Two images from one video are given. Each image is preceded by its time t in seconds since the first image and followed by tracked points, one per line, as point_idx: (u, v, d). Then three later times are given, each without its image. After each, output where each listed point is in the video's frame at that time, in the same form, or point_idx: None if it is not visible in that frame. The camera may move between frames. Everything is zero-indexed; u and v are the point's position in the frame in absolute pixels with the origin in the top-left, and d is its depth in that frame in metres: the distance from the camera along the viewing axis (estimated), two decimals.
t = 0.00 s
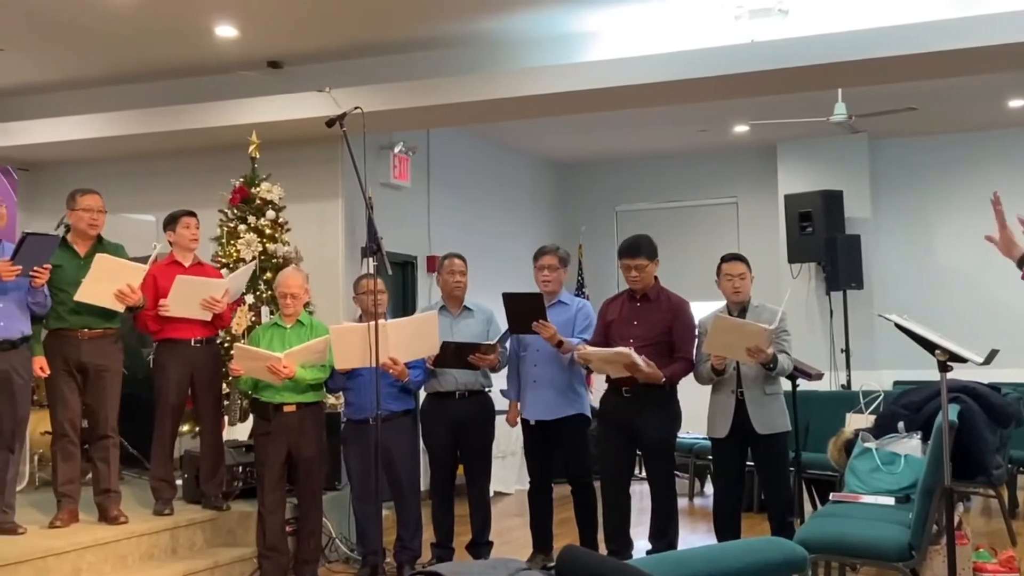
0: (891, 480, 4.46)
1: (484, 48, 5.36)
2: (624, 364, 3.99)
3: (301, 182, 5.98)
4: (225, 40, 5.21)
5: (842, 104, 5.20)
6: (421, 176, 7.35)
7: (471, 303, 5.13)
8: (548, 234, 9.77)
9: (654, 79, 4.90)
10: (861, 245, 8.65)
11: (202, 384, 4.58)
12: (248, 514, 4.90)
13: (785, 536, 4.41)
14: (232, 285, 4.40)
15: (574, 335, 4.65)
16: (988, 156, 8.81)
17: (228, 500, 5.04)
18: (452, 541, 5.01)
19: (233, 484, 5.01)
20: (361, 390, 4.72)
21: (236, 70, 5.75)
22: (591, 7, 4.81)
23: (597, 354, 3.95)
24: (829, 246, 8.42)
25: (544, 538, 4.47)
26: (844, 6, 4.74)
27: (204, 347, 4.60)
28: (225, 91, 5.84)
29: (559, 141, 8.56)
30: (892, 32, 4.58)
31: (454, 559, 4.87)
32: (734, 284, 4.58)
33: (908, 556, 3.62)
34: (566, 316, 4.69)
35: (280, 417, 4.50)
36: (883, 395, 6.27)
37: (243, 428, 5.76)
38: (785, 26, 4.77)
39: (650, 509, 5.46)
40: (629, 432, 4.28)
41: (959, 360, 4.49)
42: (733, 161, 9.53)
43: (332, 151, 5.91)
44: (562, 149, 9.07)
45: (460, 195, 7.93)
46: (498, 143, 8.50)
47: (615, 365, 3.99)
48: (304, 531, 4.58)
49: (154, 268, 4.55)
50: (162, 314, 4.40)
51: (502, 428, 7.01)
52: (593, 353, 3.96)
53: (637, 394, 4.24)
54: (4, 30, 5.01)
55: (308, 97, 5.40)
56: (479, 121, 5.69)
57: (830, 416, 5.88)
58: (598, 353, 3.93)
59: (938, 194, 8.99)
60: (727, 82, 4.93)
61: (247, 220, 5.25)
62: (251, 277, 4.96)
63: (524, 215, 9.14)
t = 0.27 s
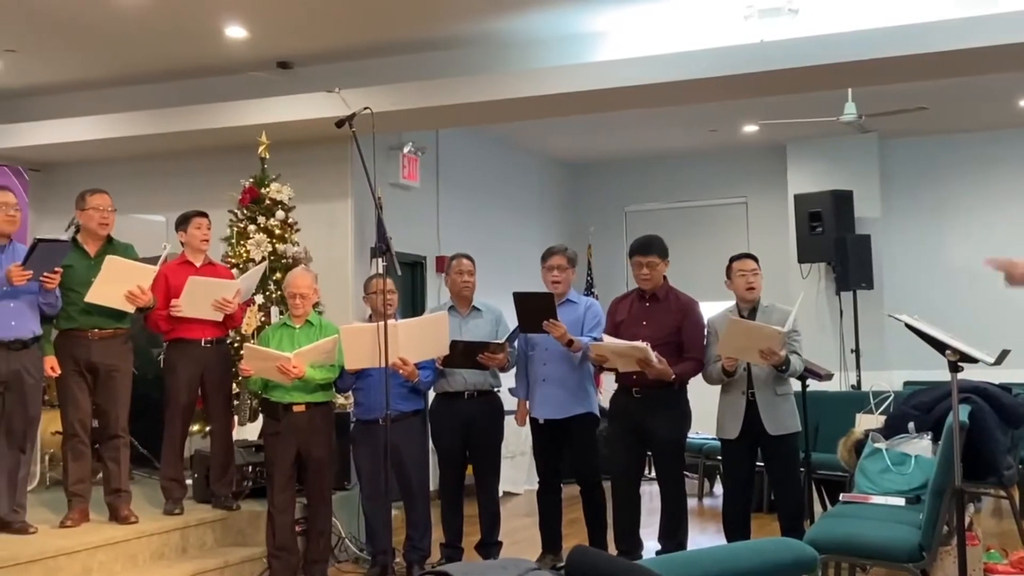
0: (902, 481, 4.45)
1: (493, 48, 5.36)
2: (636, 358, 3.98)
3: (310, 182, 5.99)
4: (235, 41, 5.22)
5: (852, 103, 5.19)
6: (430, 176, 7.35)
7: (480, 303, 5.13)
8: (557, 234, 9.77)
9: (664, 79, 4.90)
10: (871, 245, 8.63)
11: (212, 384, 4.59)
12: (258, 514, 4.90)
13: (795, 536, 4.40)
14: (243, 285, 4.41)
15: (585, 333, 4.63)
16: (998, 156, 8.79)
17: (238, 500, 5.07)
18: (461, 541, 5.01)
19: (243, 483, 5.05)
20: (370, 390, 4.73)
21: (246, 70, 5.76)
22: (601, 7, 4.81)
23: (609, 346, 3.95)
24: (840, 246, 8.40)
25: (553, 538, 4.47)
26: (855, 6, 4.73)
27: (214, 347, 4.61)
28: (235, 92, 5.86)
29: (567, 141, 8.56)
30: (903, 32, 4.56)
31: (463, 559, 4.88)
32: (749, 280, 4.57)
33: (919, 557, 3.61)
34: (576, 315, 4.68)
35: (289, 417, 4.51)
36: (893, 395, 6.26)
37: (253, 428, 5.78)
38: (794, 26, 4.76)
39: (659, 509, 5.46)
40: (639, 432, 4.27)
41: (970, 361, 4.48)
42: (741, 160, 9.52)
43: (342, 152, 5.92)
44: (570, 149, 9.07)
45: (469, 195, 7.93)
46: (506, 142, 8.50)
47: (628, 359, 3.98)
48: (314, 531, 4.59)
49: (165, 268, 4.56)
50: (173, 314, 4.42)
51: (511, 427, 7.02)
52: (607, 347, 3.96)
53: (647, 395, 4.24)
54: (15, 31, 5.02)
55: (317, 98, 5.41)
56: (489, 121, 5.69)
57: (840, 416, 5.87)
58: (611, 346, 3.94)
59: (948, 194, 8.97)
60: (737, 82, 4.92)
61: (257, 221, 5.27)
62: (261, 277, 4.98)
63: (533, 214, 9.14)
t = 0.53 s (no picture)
0: (912, 482, 4.43)
1: (503, 48, 5.36)
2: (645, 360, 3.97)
3: (320, 182, 6.00)
4: (244, 42, 5.23)
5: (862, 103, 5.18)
6: (439, 176, 7.36)
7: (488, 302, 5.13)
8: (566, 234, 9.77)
9: (674, 79, 4.89)
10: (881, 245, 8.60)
11: (222, 383, 4.60)
12: (268, 513, 4.91)
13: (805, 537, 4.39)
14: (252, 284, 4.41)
15: (597, 332, 4.63)
16: (1008, 155, 8.76)
17: (248, 500, 5.06)
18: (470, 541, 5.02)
19: (253, 483, 5.03)
20: (380, 389, 4.74)
21: (255, 71, 5.78)
22: (610, 7, 4.81)
23: (618, 351, 3.94)
24: (849, 246, 8.38)
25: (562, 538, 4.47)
26: (865, 6, 4.72)
27: (223, 346, 4.62)
28: (244, 92, 5.87)
29: (576, 141, 8.56)
30: (915, 31, 4.54)
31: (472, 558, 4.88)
32: (758, 279, 4.56)
33: (929, 558, 3.60)
34: (588, 314, 4.67)
35: (298, 417, 4.51)
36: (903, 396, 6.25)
37: (263, 427, 5.79)
38: (804, 26, 4.76)
39: (669, 509, 5.46)
40: (649, 432, 4.27)
41: (981, 361, 4.47)
42: (750, 160, 9.51)
43: (351, 152, 5.93)
44: (579, 149, 9.06)
45: (478, 195, 7.93)
46: (515, 142, 8.50)
47: (635, 361, 3.97)
48: (323, 530, 4.59)
49: (174, 268, 4.57)
50: (183, 313, 4.43)
51: (521, 427, 7.02)
52: (619, 351, 3.94)
53: (657, 395, 4.24)
54: (27, 32, 5.04)
55: (326, 98, 5.42)
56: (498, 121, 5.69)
57: (850, 416, 5.87)
58: (621, 347, 3.93)
59: (958, 194, 8.94)
60: (747, 81, 4.91)
61: (266, 220, 5.27)
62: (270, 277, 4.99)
63: (542, 214, 9.14)
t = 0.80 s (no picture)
0: (922, 483, 4.43)
1: (513, 49, 5.37)
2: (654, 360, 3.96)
3: (329, 183, 6.01)
4: (255, 42, 5.25)
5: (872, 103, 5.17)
6: (449, 177, 7.37)
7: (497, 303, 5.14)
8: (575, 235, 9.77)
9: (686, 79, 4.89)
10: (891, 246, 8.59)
11: (232, 383, 4.61)
12: (277, 513, 4.92)
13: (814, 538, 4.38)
14: (261, 282, 4.42)
15: (608, 333, 4.64)
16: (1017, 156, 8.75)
17: (257, 499, 5.07)
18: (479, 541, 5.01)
19: (262, 483, 5.04)
20: (389, 389, 4.74)
21: (265, 71, 5.80)
22: (621, 8, 4.81)
23: (626, 350, 3.93)
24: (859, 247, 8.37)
25: (571, 538, 4.47)
26: (877, 6, 4.72)
27: (232, 346, 4.63)
28: (254, 93, 5.89)
29: (585, 142, 8.56)
30: (927, 31, 4.53)
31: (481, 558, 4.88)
32: (766, 280, 4.55)
33: (939, 559, 3.58)
34: (602, 315, 4.68)
35: (308, 417, 4.52)
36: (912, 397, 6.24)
37: (272, 427, 5.80)
38: (813, 26, 4.76)
39: (678, 510, 5.46)
40: (658, 433, 4.26)
41: (992, 362, 4.45)
42: (758, 161, 9.50)
43: (360, 153, 5.94)
44: (588, 150, 9.06)
45: (488, 196, 7.94)
46: (524, 143, 8.51)
47: (645, 362, 3.97)
48: (332, 530, 4.59)
49: (183, 268, 4.59)
50: (193, 312, 4.44)
51: (529, 428, 7.03)
52: (626, 351, 3.94)
53: (667, 395, 4.24)
54: (39, 33, 5.06)
55: (336, 99, 5.43)
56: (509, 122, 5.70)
57: (859, 417, 5.86)
58: (631, 347, 3.92)
59: (967, 195, 8.93)
60: (758, 82, 4.91)
61: (276, 221, 5.29)
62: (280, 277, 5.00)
63: (551, 215, 9.15)
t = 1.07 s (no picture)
0: (930, 485, 4.42)
1: (522, 50, 5.38)
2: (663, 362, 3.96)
3: (338, 183, 6.02)
4: (264, 43, 5.26)
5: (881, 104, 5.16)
6: (457, 177, 7.38)
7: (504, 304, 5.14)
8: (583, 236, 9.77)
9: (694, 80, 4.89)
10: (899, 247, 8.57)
11: (240, 383, 4.63)
12: (285, 514, 4.92)
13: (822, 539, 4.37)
14: (271, 277, 4.42)
15: (619, 334, 4.64)
16: None
17: (265, 500, 5.09)
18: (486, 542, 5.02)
19: (270, 483, 5.07)
20: (397, 389, 4.74)
21: (274, 72, 5.81)
22: (631, 9, 4.81)
23: (636, 350, 3.92)
24: (868, 248, 8.35)
25: (579, 539, 4.47)
26: (887, 7, 4.71)
27: (240, 347, 4.64)
28: (263, 94, 5.91)
29: (592, 143, 8.57)
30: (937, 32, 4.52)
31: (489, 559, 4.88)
32: (774, 283, 4.54)
33: (948, 562, 3.57)
34: (612, 317, 4.68)
35: (316, 417, 4.52)
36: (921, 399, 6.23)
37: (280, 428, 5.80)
38: (823, 27, 4.76)
39: (686, 512, 5.45)
40: (667, 434, 4.26)
41: (1001, 363, 4.44)
42: (765, 162, 9.50)
43: (368, 154, 5.95)
44: (596, 151, 9.07)
45: (496, 196, 7.95)
46: (531, 144, 8.52)
47: (654, 363, 3.96)
48: (340, 531, 4.60)
49: (191, 270, 4.60)
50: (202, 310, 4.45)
51: (538, 429, 7.03)
52: (635, 352, 3.93)
53: (676, 396, 4.23)
54: (50, 34, 5.08)
55: (344, 100, 5.44)
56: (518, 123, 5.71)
57: (867, 419, 5.85)
58: (639, 350, 3.90)
59: (975, 196, 8.91)
60: (768, 83, 4.91)
61: (284, 222, 5.30)
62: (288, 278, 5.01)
63: (560, 216, 9.15)
